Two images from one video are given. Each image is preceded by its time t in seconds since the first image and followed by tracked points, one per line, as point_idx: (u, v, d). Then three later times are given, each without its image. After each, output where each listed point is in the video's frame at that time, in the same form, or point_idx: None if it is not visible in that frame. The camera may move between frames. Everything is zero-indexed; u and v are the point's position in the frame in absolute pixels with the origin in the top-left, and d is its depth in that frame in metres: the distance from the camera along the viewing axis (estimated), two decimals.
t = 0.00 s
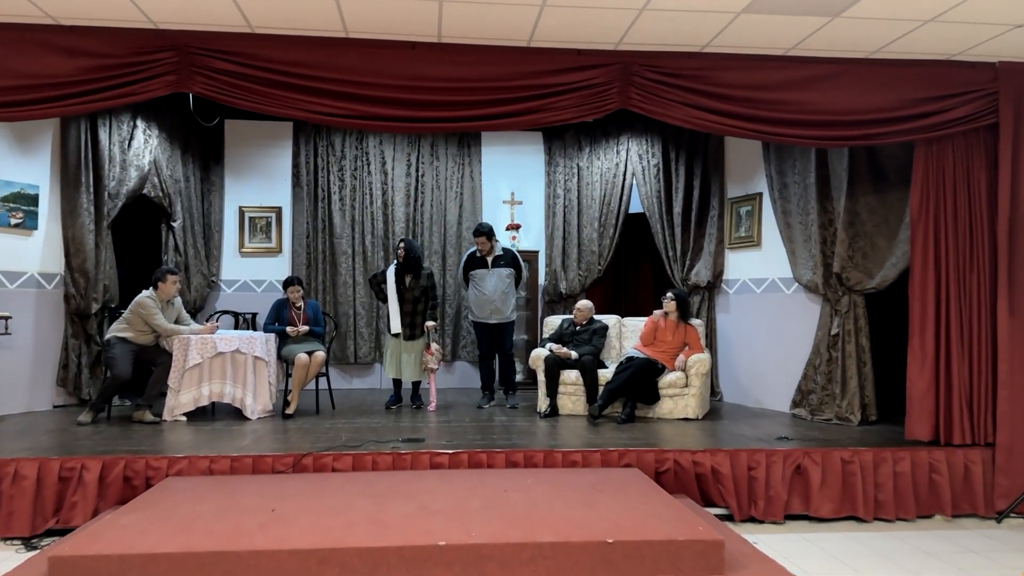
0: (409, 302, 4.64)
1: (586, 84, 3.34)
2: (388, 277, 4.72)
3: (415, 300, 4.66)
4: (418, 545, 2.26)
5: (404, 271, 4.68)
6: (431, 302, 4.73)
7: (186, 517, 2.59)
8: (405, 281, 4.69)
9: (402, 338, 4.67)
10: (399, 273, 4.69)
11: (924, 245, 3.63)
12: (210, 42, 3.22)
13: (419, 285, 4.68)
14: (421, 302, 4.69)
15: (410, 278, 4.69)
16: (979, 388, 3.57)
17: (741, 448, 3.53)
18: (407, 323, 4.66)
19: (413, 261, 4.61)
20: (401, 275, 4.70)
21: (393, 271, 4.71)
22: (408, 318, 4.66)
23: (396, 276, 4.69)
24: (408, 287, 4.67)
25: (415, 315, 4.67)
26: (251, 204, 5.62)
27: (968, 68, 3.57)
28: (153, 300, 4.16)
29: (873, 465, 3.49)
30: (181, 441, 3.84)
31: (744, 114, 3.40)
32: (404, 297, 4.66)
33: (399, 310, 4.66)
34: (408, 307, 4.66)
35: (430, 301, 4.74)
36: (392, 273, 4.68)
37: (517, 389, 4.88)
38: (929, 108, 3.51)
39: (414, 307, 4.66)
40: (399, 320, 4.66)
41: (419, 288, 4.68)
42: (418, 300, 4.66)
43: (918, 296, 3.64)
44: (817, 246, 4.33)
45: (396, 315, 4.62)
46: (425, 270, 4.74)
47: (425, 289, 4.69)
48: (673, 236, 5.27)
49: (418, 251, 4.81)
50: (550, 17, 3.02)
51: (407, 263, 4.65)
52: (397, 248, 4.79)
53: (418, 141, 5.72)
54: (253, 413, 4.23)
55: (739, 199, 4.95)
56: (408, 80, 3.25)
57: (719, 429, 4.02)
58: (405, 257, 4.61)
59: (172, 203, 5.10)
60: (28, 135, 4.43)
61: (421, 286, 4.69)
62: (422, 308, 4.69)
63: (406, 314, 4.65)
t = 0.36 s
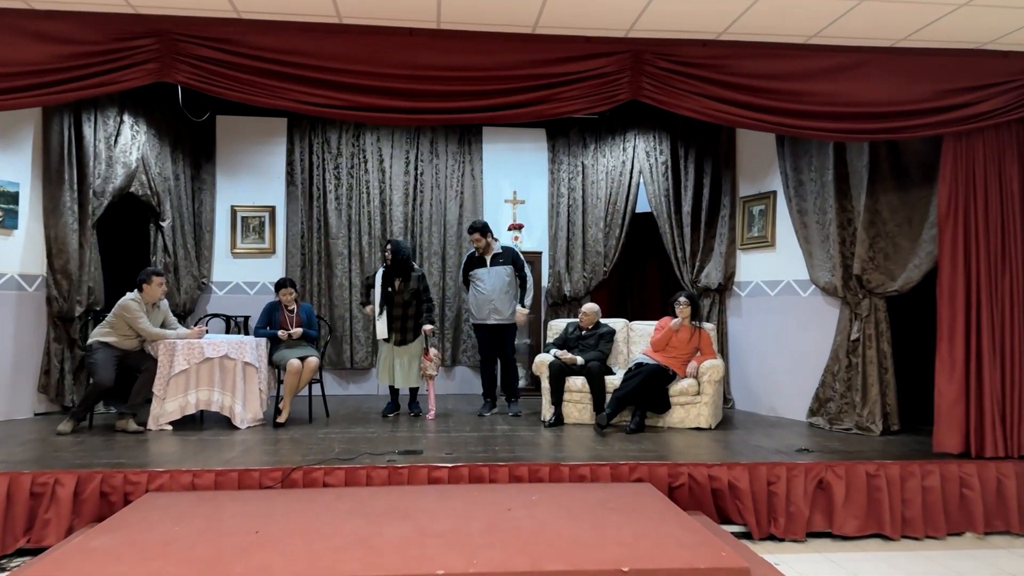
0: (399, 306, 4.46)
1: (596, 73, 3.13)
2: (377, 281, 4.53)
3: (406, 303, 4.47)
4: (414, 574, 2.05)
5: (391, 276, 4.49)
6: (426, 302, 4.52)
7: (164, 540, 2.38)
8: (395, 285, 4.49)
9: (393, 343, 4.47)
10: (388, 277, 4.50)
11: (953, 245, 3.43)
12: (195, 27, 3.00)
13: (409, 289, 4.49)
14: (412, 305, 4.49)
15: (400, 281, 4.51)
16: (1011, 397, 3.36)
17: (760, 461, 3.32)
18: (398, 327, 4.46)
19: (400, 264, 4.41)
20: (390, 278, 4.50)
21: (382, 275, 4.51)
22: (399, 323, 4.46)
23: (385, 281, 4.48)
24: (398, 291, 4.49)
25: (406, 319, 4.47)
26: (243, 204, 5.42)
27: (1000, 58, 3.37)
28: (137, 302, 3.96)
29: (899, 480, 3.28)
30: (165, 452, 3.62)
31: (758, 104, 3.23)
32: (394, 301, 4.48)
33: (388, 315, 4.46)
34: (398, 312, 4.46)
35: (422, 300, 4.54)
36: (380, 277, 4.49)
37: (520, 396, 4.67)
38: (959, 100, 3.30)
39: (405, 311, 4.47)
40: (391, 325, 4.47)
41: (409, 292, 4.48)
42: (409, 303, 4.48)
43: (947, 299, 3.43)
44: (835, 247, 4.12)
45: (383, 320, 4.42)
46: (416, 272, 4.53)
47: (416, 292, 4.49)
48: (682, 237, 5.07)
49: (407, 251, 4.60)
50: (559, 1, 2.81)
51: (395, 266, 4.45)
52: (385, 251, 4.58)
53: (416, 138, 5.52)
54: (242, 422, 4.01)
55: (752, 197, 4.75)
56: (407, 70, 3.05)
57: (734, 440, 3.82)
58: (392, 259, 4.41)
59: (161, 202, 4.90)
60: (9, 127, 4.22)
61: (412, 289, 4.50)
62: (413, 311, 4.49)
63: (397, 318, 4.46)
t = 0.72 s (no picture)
0: (397, 308, 4.25)
1: (606, 57, 2.92)
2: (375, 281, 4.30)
3: (404, 305, 4.26)
4: None
5: (391, 275, 4.27)
6: (425, 302, 4.33)
7: (132, 565, 2.16)
8: (393, 285, 4.27)
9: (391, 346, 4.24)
10: (387, 276, 4.29)
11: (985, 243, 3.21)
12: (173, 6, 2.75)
13: (408, 290, 4.27)
14: (410, 305, 4.28)
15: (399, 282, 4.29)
16: None
17: (780, 474, 3.10)
18: (395, 329, 4.24)
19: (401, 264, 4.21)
20: (389, 278, 4.29)
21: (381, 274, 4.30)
22: (396, 324, 4.24)
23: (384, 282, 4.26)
24: (395, 291, 4.26)
25: (403, 321, 4.25)
26: (234, 201, 5.20)
27: None
28: (118, 303, 3.74)
29: (930, 494, 3.06)
30: (147, 462, 3.41)
31: (780, 92, 3.03)
32: (391, 302, 4.26)
33: (386, 315, 4.26)
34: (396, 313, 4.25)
35: (420, 301, 4.34)
36: (379, 277, 4.27)
37: (522, 403, 4.45)
38: (993, 87, 3.09)
39: (403, 312, 4.26)
40: (388, 327, 4.25)
41: (408, 291, 4.26)
42: (407, 304, 4.27)
43: (979, 301, 3.22)
44: (855, 245, 3.90)
45: (382, 320, 4.22)
46: (415, 272, 4.32)
47: (414, 293, 4.28)
48: (691, 235, 4.85)
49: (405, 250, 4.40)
50: None
51: (395, 267, 4.26)
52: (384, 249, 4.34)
53: (414, 133, 5.31)
54: (229, 430, 3.79)
55: (765, 194, 4.54)
56: (402, 53, 2.83)
57: (749, 451, 3.59)
58: (393, 259, 4.21)
59: (147, 199, 4.70)
60: None
61: (410, 289, 4.28)
62: (412, 313, 4.28)
63: (395, 320, 4.24)
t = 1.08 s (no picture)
0: (401, 311, 4.05)
1: (618, 40, 2.71)
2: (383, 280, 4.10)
3: (410, 308, 4.06)
4: None
5: (400, 276, 4.07)
6: (430, 305, 4.12)
7: None
8: (400, 287, 4.07)
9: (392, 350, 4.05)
10: (395, 277, 4.09)
11: None
12: None
13: (416, 292, 4.09)
14: (415, 309, 4.08)
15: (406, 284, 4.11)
16: None
17: (805, 489, 2.89)
18: (398, 333, 4.05)
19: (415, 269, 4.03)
20: (397, 280, 4.10)
21: (388, 275, 4.09)
22: (400, 328, 4.05)
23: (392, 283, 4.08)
24: (401, 293, 4.07)
25: (407, 325, 4.06)
26: (225, 199, 5.00)
27: None
28: (99, 306, 3.52)
29: (967, 511, 2.83)
30: (127, 474, 3.20)
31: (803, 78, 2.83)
32: (396, 305, 4.06)
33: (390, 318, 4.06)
34: (401, 316, 4.05)
35: (426, 304, 4.13)
36: (388, 277, 4.08)
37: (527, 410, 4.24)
38: None
39: (407, 316, 4.06)
40: (390, 330, 4.06)
41: (415, 294, 4.09)
42: (413, 307, 4.07)
43: (1018, 303, 3.00)
44: (880, 244, 3.70)
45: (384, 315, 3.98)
46: (424, 275, 4.15)
47: (422, 295, 4.10)
48: (702, 235, 4.65)
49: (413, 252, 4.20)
50: None
51: (407, 269, 4.06)
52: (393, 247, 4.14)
53: (413, 129, 5.11)
54: (216, 440, 3.59)
55: (781, 191, 4.34)
56: (398, 36, 2.62)
57: (768, 462, 3.38)
58: (408, 259, 4.01)
59: (135, 196, 4.51)
60: None
61: (417, 291, 4.10)
62: (417, 316, 4.08)
63: (398, 323, 4.05)
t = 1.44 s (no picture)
0: (410, 310, 3.85)
1: (636, 20, 2.49)
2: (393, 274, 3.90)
3: (417, 307, 3.87)
4: None
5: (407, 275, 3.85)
6: (434, 305, 3.95)
7: None
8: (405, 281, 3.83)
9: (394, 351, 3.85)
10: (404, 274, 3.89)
11: None
12: None
13: (424, 289, 3.90)
14: (422, 308, 3.89)
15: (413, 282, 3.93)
16: None
17: (837, 506, 2.67)
18: (402, 332, 3.85)
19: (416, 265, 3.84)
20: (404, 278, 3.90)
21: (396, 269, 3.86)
22: (405, 328, 3.85)
23: (411, 272, 3.82)
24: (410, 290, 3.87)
25: (413, 324, 3.86)
26: (219, 196, 4.80)
27: None
28: (81, 307, 3.32)
29: (1013, 530, 2.62)
30: (110, 485, 3.00)
31: (835, 62, 2.62)
32: (404, 303, 3.87)
33: (394, 319, 3.86)
34: (408, 315, 3.85)
35: (431, 304, 3.95)
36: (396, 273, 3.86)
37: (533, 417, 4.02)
38: None
39: (415, 316, 3.87)
40: (394, 329, 3.86)
41: (423, 292, 3.89)
42: (420, 306, 3.88)
43: None
44: (909, 242, 3.49)
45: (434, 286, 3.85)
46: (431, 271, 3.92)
47: (429, 294, 3.91)
48: (717, 234, 4.45)
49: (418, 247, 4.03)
50: None
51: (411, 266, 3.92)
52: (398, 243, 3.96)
53: (415, 123, 4.91)
54: (205, 449, 3.37)
55: (801, 187, 4.14)
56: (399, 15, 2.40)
57: (792, 475, 3.17)
58: (410, 256, 3.88)
59: (124, 193, 4.31)
60: None
61: (425, 289, 3.91)
62: (424, 316, 3.89)
63: (404, 322, 3.85)
